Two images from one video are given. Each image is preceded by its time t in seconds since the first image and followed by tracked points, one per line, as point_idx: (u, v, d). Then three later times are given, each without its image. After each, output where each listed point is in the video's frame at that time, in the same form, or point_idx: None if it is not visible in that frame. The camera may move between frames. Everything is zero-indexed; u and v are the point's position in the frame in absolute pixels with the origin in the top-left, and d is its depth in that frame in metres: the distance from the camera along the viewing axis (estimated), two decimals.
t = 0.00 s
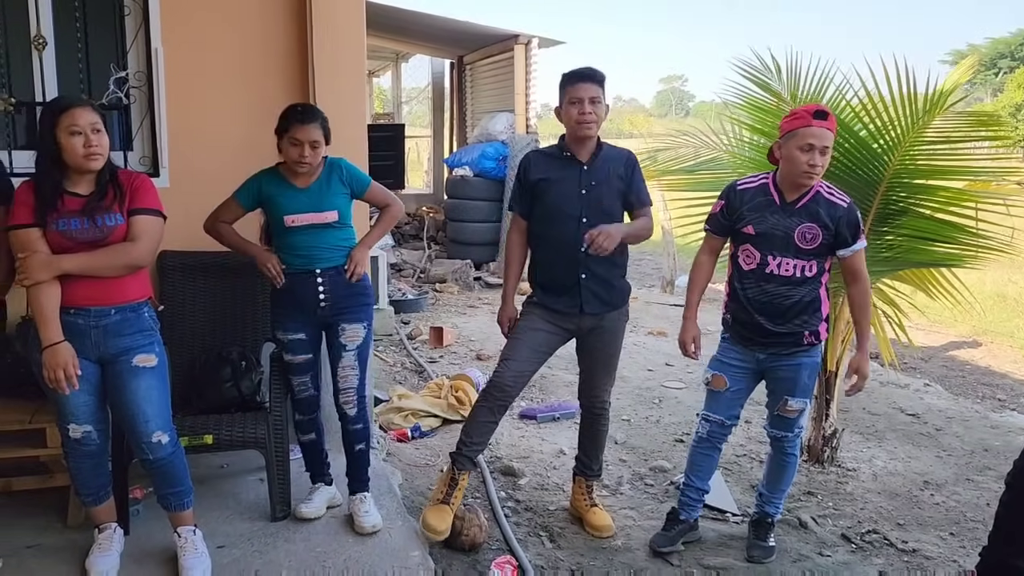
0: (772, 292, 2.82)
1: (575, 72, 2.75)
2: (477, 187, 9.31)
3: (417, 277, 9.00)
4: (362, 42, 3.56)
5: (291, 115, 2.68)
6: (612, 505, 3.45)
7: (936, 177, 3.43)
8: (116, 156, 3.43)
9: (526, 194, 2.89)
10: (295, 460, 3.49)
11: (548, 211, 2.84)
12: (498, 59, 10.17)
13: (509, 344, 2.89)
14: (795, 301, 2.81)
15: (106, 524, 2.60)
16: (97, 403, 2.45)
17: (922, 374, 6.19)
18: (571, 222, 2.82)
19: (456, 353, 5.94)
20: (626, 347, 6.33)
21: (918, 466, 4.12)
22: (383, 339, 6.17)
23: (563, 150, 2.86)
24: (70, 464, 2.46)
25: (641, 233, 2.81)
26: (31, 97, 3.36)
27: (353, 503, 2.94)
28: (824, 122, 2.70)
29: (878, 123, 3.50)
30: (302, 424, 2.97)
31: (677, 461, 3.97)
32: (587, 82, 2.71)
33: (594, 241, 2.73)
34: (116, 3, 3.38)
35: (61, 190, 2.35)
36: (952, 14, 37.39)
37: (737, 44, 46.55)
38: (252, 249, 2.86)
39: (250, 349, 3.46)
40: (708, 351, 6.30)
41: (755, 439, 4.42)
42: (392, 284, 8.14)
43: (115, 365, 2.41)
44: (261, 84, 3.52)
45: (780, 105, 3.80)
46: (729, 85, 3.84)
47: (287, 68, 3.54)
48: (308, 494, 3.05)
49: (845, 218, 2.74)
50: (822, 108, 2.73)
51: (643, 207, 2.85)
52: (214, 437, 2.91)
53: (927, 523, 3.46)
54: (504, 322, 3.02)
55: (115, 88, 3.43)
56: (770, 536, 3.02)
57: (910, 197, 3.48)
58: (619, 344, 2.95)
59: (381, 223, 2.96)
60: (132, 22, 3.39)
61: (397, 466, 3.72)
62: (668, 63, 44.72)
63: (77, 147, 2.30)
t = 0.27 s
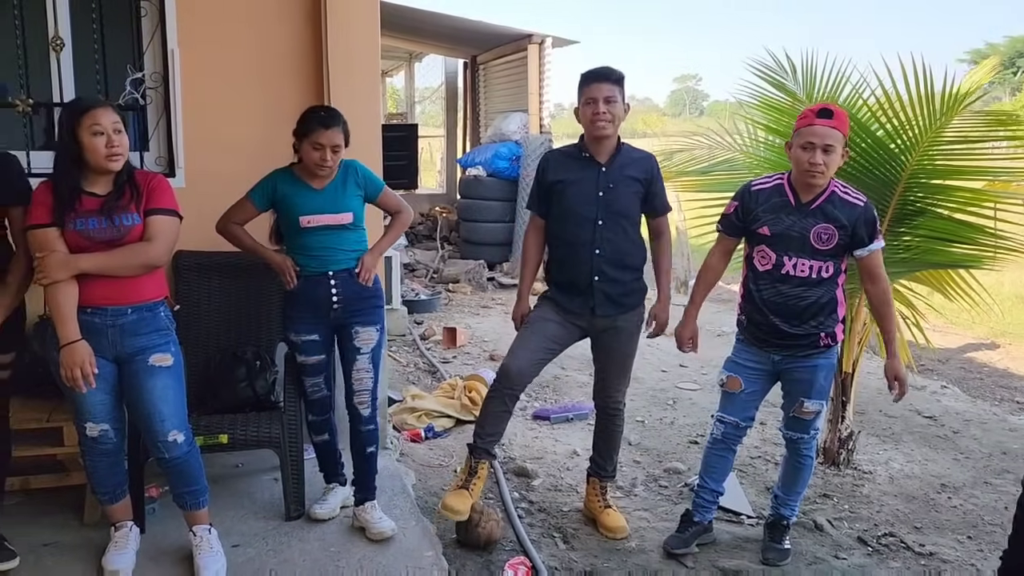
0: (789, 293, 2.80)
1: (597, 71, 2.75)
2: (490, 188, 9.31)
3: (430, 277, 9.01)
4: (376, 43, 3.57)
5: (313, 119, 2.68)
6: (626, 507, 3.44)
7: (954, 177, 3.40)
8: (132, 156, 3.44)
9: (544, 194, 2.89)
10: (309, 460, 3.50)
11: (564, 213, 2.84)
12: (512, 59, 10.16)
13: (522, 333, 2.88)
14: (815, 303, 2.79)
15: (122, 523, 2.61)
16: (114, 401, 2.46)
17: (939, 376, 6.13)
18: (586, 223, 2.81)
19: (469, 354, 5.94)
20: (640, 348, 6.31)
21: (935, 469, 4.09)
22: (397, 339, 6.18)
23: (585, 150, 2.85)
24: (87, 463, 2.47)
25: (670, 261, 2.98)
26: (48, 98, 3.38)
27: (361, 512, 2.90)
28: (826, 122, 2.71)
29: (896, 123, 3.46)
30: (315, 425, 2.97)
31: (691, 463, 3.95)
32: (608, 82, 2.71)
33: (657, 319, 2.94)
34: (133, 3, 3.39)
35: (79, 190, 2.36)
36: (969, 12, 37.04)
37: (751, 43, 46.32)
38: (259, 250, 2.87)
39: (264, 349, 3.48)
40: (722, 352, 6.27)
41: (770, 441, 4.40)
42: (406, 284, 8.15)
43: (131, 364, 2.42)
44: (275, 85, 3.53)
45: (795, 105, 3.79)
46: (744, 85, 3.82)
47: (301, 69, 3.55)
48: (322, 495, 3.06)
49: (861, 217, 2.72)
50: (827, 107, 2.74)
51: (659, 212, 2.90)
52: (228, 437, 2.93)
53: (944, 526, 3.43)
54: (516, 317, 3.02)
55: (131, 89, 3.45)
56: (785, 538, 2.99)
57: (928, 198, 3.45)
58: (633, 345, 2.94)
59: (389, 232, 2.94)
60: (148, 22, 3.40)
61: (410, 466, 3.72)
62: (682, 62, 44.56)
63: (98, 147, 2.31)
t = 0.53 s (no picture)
0: (805, 292, 2.80)
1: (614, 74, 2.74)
2: (505, 188, 9.31)
3: (444, 277, 9.03)
4: (393, 43, 3.58)
5: (337, 123, 2.68)
6: (640, 508, 3.43)
7: (973, 177, 3.36)
8: (151, 157, 3.48)
9: (561, 192, 2.90)
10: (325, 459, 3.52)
11: (578, 213, 2.85)
12: (527, 59, 10.16)
13: (535, 330, 2.87)
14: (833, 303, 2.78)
15: (140, 520, 2.63)
16: (132, 399, 2.48)
17: (957, 379, 6.07)
18: (599, 223, 2.81)
19: (483, 354, 5.94)
20: (654, 348, 6.29)
21: (953, 471, 4.05)
22: (412, 339, 6.20)
23: (602, 150, 2.84)
24: (105, 460, 2.49)
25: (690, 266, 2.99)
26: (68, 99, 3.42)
27: (377, 511, 2.90)
28: (839, 117, 2.71)
29: (914, 123, 3.43)
30: (330, 424, 2.99)
31: (706, 463, 3.93)
32: (619, 86, 2.72)
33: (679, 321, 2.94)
34: (151, 3, 3.43)
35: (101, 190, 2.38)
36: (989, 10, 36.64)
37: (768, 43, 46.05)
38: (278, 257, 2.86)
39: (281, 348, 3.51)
40: (738, 353, 6.23)
41: (786, 442, 4.37)
42: (420, 284, 8.17)
43: (150, 362, 2.45)
44: (292, 86, 3.55)
45: (811, 105, 3.77)
46: (760, 83, 3.85)
47: (318, 70, 3.58)
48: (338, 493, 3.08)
49: (873, 215, 2.71)
50: (839, 104, 2.74)
51: (676, 216, 2.89)
52: (245, 435, 2.96)
53: (962, 529, 3.40)
54: (528, 311, 3.02)
55: (149, 90, 3.47)
56: (800, 540, 2.98)
57: (946, 198, 3.41)
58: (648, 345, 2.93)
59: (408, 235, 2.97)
60: (167, 24, 3.44)
61: (425, 465, 3.74)
62: (698, 62, 44.38)
63: (121, 147, 2.34)
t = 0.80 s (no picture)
0: (822, 294, 2.78)
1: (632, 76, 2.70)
2: (523, 190, 9.31)
3: (463, 278, 9.04)
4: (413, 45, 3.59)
5: (359, 128, 2.67)
6: (658, 511, 3.42)
7: (997, 179, 3.31)
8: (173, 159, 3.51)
9: (578, 194, 2.91)
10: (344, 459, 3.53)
11: (595, 215, 2.85)
12: (545, 61, 10.15)
13: (556, 334, 2.87)
14: (854, 306, 2.76)
15: (162, 518, 2.66)
16: (155, 399, 2.50)
17: (981, 383, 5.99)
18: (614, 227, 2.81)
19: (502, 356, 5.94)
20: (673, 351, 6.26)
21: (976, 476, 4.00)
22: (430, 340, 6.22)
23: (619, 152, 2.83)
24: (129, 459, 2.52)
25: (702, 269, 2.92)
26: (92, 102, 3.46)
27: (394, 511, 2.92)
28: (856, 115, 2.70)
29: (938, 124, 3.39)
30: (349, 425, 3.00)
31: (725, 467, 3.90)
32: (638, 88, 2.69)
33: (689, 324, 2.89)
34: (175, 7, 3.46)
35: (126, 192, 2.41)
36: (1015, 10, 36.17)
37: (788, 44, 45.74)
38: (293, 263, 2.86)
39: (300, 349, 3.53)
40: (758, 356, 6.19)
41: (806, 445, 4.33)
42: (439, 286, 8.19)
43: (171, 362, 2.47)
44: (313, 89, 3.58)
45: (832, 106, 3.73)
46: (781, 84, 3.80)
47: (338, 72, 3.59)
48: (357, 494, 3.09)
49: (894, 218, 2.66)
50: (856, 104, 2.75)
51: (690, 218, 2.83)
52: (265, 435, 2.98)
53: (985, 534, 3.35)
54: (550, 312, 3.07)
55: (172, 92, 3.51)
56: (821, 544, 2.97)
57: (969, 201, 3.38)
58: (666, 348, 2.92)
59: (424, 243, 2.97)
60: (190, 27, 3.47)
61: (443, 466, 3.74)
62: (717, 64, 44.16)
63: (149, 150, 2.37)
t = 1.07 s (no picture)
0: (849, 302, 2.75)
1: (655, 80, 2.71)
2: (546, 194, 9.31)
3: (485, 282, 9.05)
4: (437, 51, 3.62)
5: (383, 134, 2.69)
6: (684, 518, 3.40)
7: None
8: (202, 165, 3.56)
9: (603, 200, 2.93)
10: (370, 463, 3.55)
11: (620, 222, 2.86)
12: (568, 65, 10.15)
13: (580, 339, 2.87)
14: (881, 314, 2.72)
15: (191, 520, 2.69)
16: (185, 403, 2.52)
17: (1012, 391, 5.89)
18: (638, 234, 2.81)
19: (525, 360, 5.94)
20: (697, 356, 6.22)
21: (1007, 486, 3.93)
22: (453, 344, 6.23)
23: (643, 158, 2.83)
24: (159, 461, 2.54)
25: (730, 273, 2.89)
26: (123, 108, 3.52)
27: (411, 517, 2.90)
28: (882, 121, 2.68)
29: (969, 129, 3.36)
30: (375, 429, 3.01)
31: (751, 474, 3.87)
32: (663, 94, 2.69)
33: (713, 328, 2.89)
34: (204, 14, 3.51)
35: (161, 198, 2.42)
36: None
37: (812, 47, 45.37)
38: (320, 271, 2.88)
39: (327, 354, 3.53)
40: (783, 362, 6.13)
41: (833, 453, 4.28)
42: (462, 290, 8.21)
43: (202, 365, 2.50)
44: (340, 94, 3.60)
45: (861, 111, 3.67)
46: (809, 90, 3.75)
47: (364, 77, 3.62)
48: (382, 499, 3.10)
49: (923, 225, 2.61)
50: (883, 110, 2.73)
51: (718, 225, 2.79)
52: (292, 439, 3.00)
53: (1018, 546, 3.29)
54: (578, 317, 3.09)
55: (202, 99, 3.56)
56: (849, 554, 2.95)
57: (1000, 207, 3.33)
58: (691, 355, 2.90)
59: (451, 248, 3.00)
60: (219, 34, 3.52)
61: (467, 471, 3.75)
62: (741, 67, 43.91)
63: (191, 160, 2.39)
